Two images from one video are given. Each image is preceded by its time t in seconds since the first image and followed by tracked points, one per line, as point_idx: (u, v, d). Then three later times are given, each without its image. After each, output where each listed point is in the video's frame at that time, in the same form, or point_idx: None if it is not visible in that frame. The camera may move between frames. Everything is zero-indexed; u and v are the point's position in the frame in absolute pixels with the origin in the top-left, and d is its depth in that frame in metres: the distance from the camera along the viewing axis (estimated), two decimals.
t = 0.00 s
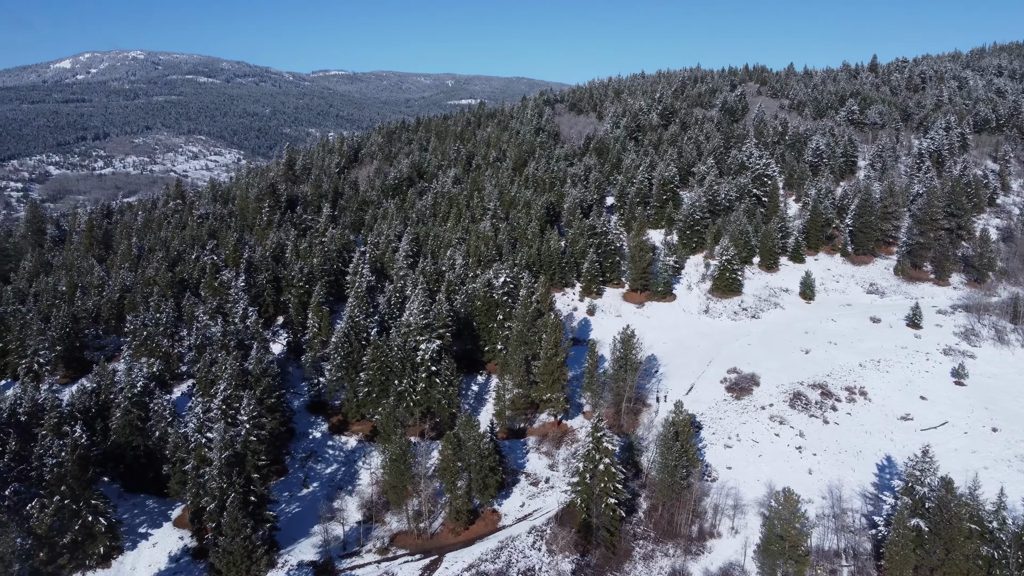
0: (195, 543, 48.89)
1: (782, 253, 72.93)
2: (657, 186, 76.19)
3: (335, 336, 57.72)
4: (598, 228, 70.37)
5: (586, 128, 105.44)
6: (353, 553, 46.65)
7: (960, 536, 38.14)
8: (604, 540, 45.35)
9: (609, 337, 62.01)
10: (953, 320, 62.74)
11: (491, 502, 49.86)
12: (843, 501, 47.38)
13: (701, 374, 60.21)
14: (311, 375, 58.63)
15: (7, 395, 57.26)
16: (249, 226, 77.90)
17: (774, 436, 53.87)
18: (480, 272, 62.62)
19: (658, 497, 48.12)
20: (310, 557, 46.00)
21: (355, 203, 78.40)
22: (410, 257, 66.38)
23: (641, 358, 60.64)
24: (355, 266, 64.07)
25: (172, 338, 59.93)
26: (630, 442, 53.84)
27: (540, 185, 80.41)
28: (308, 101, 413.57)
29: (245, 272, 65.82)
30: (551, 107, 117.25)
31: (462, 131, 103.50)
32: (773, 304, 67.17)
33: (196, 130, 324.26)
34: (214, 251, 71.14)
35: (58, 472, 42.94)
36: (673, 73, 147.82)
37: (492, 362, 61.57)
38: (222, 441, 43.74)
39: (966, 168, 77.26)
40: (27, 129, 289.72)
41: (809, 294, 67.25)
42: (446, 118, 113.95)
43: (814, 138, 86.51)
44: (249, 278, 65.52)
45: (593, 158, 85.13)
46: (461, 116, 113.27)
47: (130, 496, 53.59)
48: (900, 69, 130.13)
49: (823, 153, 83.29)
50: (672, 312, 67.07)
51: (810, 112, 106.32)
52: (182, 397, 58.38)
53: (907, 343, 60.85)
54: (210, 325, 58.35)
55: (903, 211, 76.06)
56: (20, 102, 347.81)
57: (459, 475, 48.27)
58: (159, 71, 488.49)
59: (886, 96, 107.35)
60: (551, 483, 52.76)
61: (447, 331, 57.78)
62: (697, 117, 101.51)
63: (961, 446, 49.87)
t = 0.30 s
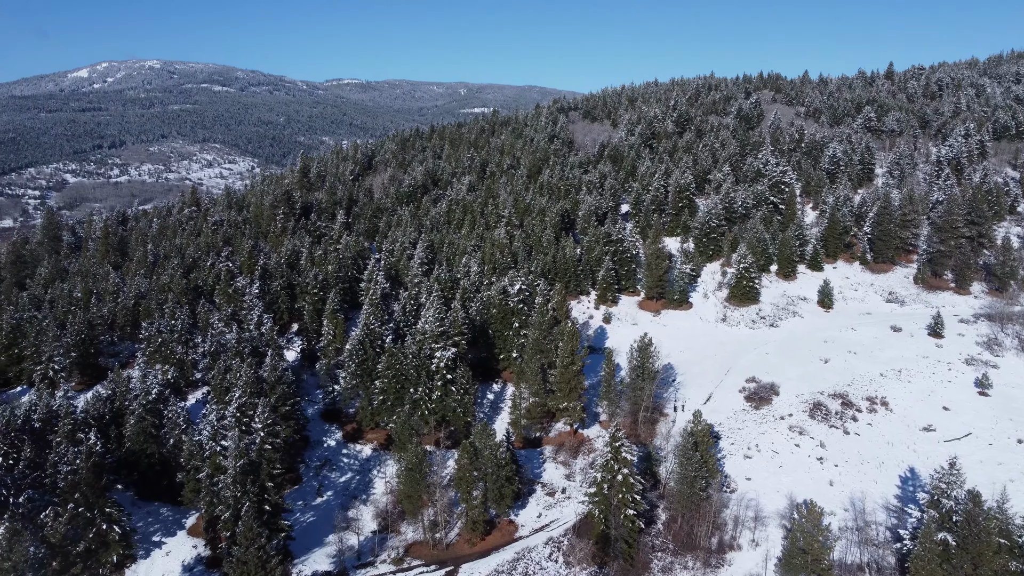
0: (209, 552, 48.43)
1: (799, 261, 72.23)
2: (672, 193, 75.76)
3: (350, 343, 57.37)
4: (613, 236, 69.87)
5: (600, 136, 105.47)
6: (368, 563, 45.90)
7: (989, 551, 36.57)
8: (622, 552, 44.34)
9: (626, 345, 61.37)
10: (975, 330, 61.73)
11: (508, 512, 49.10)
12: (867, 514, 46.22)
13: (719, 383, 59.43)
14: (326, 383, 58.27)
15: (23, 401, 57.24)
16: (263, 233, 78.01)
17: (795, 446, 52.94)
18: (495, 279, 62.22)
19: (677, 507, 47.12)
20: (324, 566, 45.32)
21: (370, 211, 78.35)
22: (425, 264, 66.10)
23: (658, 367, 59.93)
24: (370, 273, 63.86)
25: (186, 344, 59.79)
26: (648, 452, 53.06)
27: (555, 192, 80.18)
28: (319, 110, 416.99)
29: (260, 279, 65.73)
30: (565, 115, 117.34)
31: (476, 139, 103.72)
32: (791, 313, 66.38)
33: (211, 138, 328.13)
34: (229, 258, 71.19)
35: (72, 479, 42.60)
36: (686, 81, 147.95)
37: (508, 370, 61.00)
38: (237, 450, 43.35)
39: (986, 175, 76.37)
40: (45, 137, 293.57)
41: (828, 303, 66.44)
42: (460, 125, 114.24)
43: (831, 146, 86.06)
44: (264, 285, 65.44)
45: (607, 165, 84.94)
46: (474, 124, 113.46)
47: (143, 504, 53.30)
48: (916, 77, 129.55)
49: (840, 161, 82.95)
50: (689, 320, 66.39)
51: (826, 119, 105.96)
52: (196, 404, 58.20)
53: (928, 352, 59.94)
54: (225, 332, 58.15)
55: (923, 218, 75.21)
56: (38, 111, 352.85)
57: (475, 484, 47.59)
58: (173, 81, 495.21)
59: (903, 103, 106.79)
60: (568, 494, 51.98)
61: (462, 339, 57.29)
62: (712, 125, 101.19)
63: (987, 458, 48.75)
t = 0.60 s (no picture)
0: (222, 561, 47.87)
1: (817, 269, 71.53)
2: (688, 200, 75.33)
3: (364, 350, 57.09)
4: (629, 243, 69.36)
5: (614, 143, 105.45)
6: (382, 573, 45.05)
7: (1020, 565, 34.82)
8: (641, 564, 43.23)
9: (642, 354, 60.72)
10: (998, 339, 60.60)
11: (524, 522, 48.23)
12: (890, 526, 44.65)
13: (737, 392, 58.60)
14: (340, 391, 57.88)
15: (38, 407, 57.23)
16: (278, 239, 78.08)
17: (815, 457, 51.83)
18: (510, 286, 61.82)
19: (696, 519, 45.86)
20: None
21: (384, 218, 78.30)
22: (439, 271, 65.78)
23: (675, 376, 59.19)
24: (385, 280, 63.63)
25: (201, 351, 59.57)
26: (666, 462, 52.20)
27: (569, 200, 79.91)
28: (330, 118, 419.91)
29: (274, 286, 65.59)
30: (578, 122, 117.38)
31: (489, 146, 103.89)
32: (810, 321, 65.56)
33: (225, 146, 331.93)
34: (243, 265, 71.18)
35: (86, 487, 42.22)
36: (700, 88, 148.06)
37: (523, 378, 60.45)
38: (251, 458, 42.94)
39: (1007, 182, 75.46)
40: (62, 145, 297.11)
41: (846, 311, 65.59)
42: (473, 133, 114.48)
43: (848, 153, 85.57)
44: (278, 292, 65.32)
45: (622, 172, 84.72)
46: (488, 131, 113.72)
47: (157, 512, 52.97)
48: (932, 84, 129.00)
49: (857, 167, 82.14)
50: (705, 328, 65.69)
51: (842, 126, 105.62)
52: (210, 411, 57.97)
53: (950, 362, 58.88)
54: (239, 339, 57.95)
55: (943, 225, 74.31)
56: (55, 120, 357.62)
57: (491, 494, 46.84)
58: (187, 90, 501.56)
59: (920, 110, 106.17)
60: (585, 504, 51.09)
61: (478, 347, 56.79)
62: (727, 131, 100.85)
63: (1013, 468, 47.26)
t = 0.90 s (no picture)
0: (234, 571, 47.25)
1: (835, 277, 70.83)
2: (703, 207, 74.95)
3: (379, 357, 56.71)
4: (644, 250, 68.92)
5: (627, 150, 105.53)
6: None
7: None
8: None
9: (659, 362, 60.06)
10: (1022, 347, 59.56)
11: (541, 533, 47.20)
12: (914, 539, 43.37)
13: (755, 401, 57.74)
14: (355, 399, 57.46)
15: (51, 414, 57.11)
16: (291, 246, 78.17)
17: (835, 468, 50.80)
18: (525, 293, 61.38)
19: (715, 530, 44.46)
20: None
21: (397, 225, 78.22)
22: (453, 278, 65.51)
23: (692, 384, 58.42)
24: (399, 287, 63.42)
25: (214, 358, 59.31)
26: (684, 472, 51.34)
27: (584, 207, 79.73)
28: (339, 127, 422.75)
29: (288, 292, 65.44)
30: (591, 129, 117.53)
31: (503, 153, 104.17)
32: (828, 330, 64.77)
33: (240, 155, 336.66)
34: (257, 272, 71.18)
35: (99, 495, 41.81)
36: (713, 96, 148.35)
37: (538, 386, 59.83)
38: (265, 466, 42.49)
39: None
40: (77, 153, 300.55)
41: (865, 319, 64.75)
42: (486, 140, 114.74)
43: (865, 159, 85.14)
44: (292, 298, 65.18)
45: (636, 179, 84.55)
46: (501, 139, 114.06)
47: (170, 520, 52.58)
48: (948, 91, 128.63)
49: (874, 174, 82.58)
50: (722, 336, 64.97)
51: (858, 133, 105.37)
52: (223, 419, 57.68)
53: (972, 371, 57.87)
54: (253, 346, 57.71)
55: (963, 233, 73.45)
56: (70, 128, 362.13)
57: (507, 504, 46.05)
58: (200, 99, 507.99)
59: (937, 117, 105.74)
60: (602, 515, 50.12)
61: (493, 354, 56.30)
62: (742, 138, 100.53)
63: None
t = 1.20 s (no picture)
0: None
1: (852, 284, 70.15)
2: (718, 214, 74.52)
3: (392, 365, 56.33)
4: (658, 257, 68.37)
5: (640, 157, 105.49)
6: None
7: None
8: None
9: (675, 370, 59.40)
10: None
11: (556, 543, 46.21)
12: (938, 551, 42.14)
13: (772, 410, 56.92)
14: (368, 406, 57.03)
15: (64, 421, 56.90)
16: (304, 253, 78.15)
17: (856, 478, 49.74)
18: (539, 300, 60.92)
19: (734, 542, 43.06)
20: None
21: (410, 231, 78.09)
22: (467, 285, 65.19)
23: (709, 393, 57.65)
24: (412, 294, 63.12)
25: (227, 365, 58.99)
26: (701, 481, 50.52)
27: (597, 213, 79.47)
28: (348, 135, 425.13)
29: (301, 299, 65.24)
30: (604, 136, 117.54)
31: (515, 160, 104.24)
32: (845, 337, 64.01)
33: (252, 163, 339.71)
34: (270, 278, 71.10)
35: (111, 503, 41.38)
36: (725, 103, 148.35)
37: (553, 394, 59.25)
38: (278, 474, 41.98)
39: None
40: (91, 161, 303.57)
41: (883, 327, 63.92)
42: (498, 147, 114.92)
43: (881, 166, 84.65)
44: (305, 305, 64.93)
45: (650, 186, 84.29)
46: (513, 146, 114.24)
47: (182, 528, 52.20)
48: (964, 97, 128.05)
49: (891, 181, 81.39)
50: (738, 344, 64.25)
51: (874, 139, 105.04)
52: (236, 426, 57.33)
53: (994, 380, 56.90)
54: (266, 353, 57.44)
55: (982, 240, 72.66)
56: (85, 137, 366.02)
57: (522, 514, 45.20)
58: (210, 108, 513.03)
59: (954, 123, 105.20)
60: (618, 525, 49.05)
61: (507, 361, 55.78)
62: (756, 144, 100.19)
63: None
